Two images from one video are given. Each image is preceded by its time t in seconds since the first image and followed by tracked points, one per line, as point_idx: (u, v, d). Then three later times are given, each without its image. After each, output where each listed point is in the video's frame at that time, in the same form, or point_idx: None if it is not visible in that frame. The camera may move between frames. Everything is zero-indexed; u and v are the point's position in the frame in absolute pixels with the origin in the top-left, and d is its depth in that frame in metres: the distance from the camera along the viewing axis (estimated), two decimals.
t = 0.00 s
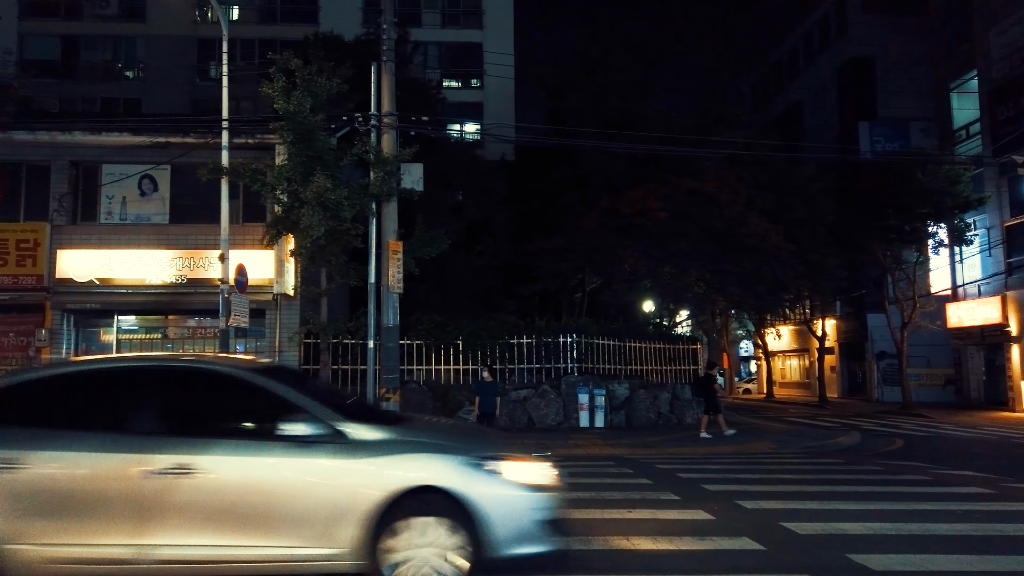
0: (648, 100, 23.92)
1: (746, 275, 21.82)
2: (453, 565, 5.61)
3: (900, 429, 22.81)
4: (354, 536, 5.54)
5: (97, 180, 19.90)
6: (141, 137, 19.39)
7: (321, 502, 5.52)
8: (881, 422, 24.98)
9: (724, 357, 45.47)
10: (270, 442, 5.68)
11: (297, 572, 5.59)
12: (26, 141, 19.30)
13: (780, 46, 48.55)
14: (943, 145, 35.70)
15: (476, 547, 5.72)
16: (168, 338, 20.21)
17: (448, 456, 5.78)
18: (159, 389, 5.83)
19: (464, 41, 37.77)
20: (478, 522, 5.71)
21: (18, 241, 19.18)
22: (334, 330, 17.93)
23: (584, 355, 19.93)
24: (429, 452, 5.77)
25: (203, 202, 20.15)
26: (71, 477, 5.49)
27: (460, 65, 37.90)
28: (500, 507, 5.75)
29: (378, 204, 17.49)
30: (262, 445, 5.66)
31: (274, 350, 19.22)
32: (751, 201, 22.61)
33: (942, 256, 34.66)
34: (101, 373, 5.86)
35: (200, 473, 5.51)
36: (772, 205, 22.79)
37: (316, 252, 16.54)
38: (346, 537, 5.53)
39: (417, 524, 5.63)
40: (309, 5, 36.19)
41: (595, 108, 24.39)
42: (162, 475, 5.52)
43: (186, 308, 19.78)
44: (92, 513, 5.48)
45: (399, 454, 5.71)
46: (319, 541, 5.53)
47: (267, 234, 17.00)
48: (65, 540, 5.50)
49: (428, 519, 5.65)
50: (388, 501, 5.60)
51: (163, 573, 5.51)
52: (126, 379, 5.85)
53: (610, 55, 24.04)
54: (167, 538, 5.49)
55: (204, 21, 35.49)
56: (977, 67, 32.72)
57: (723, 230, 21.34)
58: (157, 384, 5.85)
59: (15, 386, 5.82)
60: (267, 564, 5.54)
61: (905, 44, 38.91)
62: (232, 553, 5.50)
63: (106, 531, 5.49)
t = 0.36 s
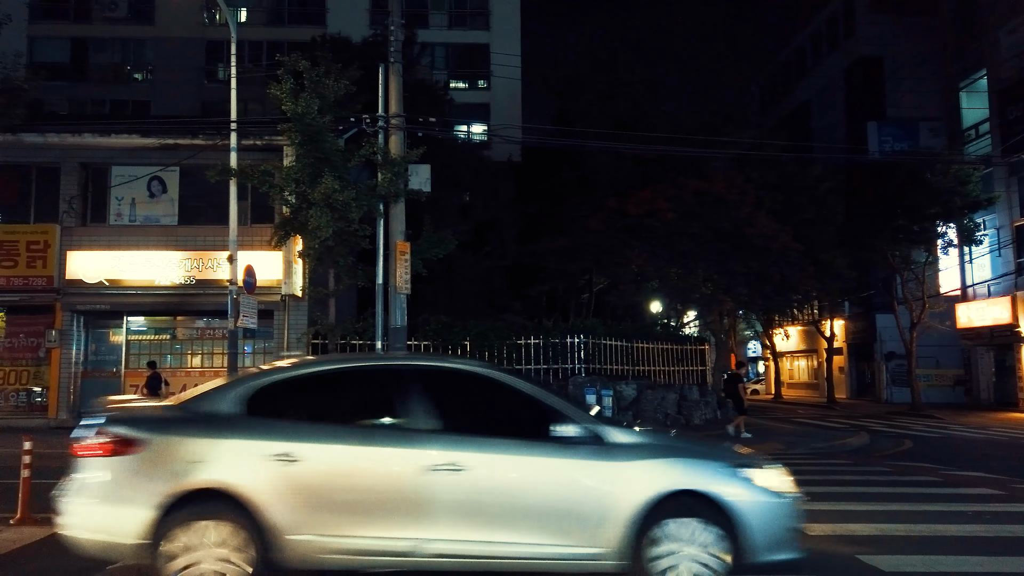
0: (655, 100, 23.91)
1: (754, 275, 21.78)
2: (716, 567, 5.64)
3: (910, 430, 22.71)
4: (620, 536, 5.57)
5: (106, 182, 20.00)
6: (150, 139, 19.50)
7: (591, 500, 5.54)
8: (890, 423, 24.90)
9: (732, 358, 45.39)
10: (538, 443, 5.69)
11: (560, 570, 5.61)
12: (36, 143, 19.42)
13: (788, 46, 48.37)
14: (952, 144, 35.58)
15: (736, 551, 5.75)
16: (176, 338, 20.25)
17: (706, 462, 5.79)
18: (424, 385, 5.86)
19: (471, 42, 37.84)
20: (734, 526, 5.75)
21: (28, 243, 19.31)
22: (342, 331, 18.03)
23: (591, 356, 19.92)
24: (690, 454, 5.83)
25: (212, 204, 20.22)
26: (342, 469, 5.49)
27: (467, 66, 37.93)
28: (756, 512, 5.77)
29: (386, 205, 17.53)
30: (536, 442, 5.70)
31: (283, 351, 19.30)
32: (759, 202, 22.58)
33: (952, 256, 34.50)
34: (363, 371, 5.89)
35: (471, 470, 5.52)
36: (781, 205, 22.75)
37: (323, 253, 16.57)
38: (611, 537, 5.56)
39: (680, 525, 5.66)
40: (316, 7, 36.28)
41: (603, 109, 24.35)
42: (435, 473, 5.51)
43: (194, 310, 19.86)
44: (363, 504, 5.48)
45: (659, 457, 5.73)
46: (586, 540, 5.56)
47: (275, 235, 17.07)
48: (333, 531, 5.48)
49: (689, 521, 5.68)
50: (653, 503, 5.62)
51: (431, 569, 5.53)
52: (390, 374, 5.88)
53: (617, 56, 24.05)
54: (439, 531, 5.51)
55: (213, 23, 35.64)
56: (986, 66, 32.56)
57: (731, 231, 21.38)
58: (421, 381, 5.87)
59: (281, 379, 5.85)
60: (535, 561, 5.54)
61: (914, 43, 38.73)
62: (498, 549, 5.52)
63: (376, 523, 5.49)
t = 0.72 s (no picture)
0: (662, 100, 23.89)
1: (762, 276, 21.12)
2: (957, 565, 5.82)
3: (919, 430, 22.62)
4: (860, 535, 5.78)
5: (115, 183, 20.09)
6: (158, 140, 19.57)
7: (831, 498, 5.75)
8: (899, 424, 24.78)
9: (740, 358, 45.30)
10: (772, 443, 5.89)
11: (796, 567, 5.81)
12: (46, 144, 19.53)
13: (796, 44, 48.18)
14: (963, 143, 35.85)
15: (974, 549, 5.91)
16: (185, 338, 20.32)
17: (941, 463, 5.95)
18: (655, 387, 6.05)
19: (477, 42, 37.83)
20: (980, 532, 5.91)
21: (37, 244, 19.44)
22: (350, 332, 17.94)
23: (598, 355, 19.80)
24: (920, 457, 5.97)
25: (220, 205, 20.29)
26: (590, 466, 5.67)
27: (474, 66, 37.92)
28: (991, 511, 5.91)
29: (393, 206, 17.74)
30: (776, 443, 5.91)
31: (291, 351, 19.34)
32: (767, 201, 22.53)
33: (961, 255, 34.32)
34: (594, 372, 6.09)
35: (713, 469, 5.72)
36: (789, 205, 22.68)
37: (331, 254, 16.59)
38: (852, 536, 5.78)
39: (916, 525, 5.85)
40: (323, 8, 36.34)
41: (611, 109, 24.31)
42: (678, 472, 5.70)
43: (202, 310, 19.91)
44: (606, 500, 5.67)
45: (890, 458, 5.91)
46: (828, 538, 5.77)
47: (282, 236, 17.11)
48: (579, 526, 5.67)
49: (924, 521, 5.86)
50: (890, 503, 5.81)
51: (671, 565, 5.72)
52: (618, 376, 6.07)
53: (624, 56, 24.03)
54: (682, 527, 5.70)
55: (220, 25, 35.78)
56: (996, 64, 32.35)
57: (739, 230, 21.01)
58: (652, 383, 6.06)
59: (515, 379, 6.05)
60: (772, 558, 5.76)
61: (923, 41, 38.52)
62: (747, 547, 5.73)
63: (619, 521, 5.67)
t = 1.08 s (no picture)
0: (665, 100, 23.87)
1: (765, 275, 21.96)
2: None
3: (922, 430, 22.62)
4: None
5: (118, 184, 20.16)
6: (161, 141, 19.63)
7: None
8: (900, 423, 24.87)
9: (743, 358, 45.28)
10: (978, 447, 6.02)
11: (997, 565, 5.99)
12: (49, 145, 19.56)
13: (799, 44, 48.16)
14: (964, 143, 35.03)
15: None
16: (188, 339, 20.38)
17: None
18: (854, 390, 6.18)
19: (480, 43, 37.87)
20: None
21: (41, 244, 19.51)
22: (353, 331, 17.67)
23: (600, 356, 20.01)
24: None
25: (223, 206, 20.36)
26: (809, 468, 5.77)
27: (476, 66, 37.97)
28: None
29: (395, 207, 17.98)
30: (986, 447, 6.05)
31: (293, 351, 19.38)
32: (770, 201, 22.53)
33: (964, 255, 34.23)
34: (793, 375, 6.19)
35: (926, 472, 5.87)
36: (792, 205, 22.74)
37: (333, 255, 16.60)
38: None
39: None
40: (326, 8, 36.41)
41: (613, 109, 24.35)
42: (893, 475, 5.84)
43: (206, 311, 19.95)
44: (823, 502, 5.79)
45: None
46: None
47: (285, 236, 17.15)
48: (796, 526, 5.78)
49: None
50: None
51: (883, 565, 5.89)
52: (818, 380, 6.18)
53: (627, 56, 24.02)
54: (893, 528, 5.85)
55: (223, 25, 35.84)
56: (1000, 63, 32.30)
57: (743, 230, 21.75)
58: (852, 387, 6.19)
59: (719, 382, 6.14)
60: (975, 558, 5.95)
61: (927, 41, 38.49)
62: (953, 547, 5.91)
63: (833, 521, 5.81)
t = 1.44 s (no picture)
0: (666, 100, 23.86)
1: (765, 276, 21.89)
2: None
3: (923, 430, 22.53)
4: None
5: (118, 185, 20.18)
6: (161, 142, 19.66)
7: None
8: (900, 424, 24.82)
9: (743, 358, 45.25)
10: None
11: None
12: (49, 147, 19.59)
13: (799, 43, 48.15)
14: (965, 143, 35.08)
15: None
16: (188, 339, 20.49)
17: None
18: None
19: (481, 43, 37.90)
20: None
21: (41, 245, 19.55)
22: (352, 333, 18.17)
23: (600, 356, 19.73)
24: None
25: (223, 207, 20.38)
26: (994, 463, 6.02)
27: (477, 66, 38.00)
28: None
29: (395, 207, 17.86)
30: None
31: (293, 352, 19.44)
32: (771, 200, 22.52)
33: (965, 254, 34.20)
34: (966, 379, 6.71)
35: None
36: (793, 205, 22.69)
37: (333, 255, 16.62)
38: None
39: None
40: (326, 9, 36.43)
41: (614, 109, 24.34)
42: None
43: (206, 312, 19.97)
44: (1011, 498, 5.95)
45: None
46: None
47: (284, 237, 17.20)
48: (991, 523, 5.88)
49: None
50: None
51: None
52: (987, 387, 6.64)
53: (628, 56, 24.03)
54: None
55: (223, 26, 35.87)
56: (1000, 63, 32.27)
57: (743, 230, 21.73)
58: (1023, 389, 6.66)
59: (897, 384, 6.68)
60: None
61: (927, 40, 38.47)
62: None
63: None
